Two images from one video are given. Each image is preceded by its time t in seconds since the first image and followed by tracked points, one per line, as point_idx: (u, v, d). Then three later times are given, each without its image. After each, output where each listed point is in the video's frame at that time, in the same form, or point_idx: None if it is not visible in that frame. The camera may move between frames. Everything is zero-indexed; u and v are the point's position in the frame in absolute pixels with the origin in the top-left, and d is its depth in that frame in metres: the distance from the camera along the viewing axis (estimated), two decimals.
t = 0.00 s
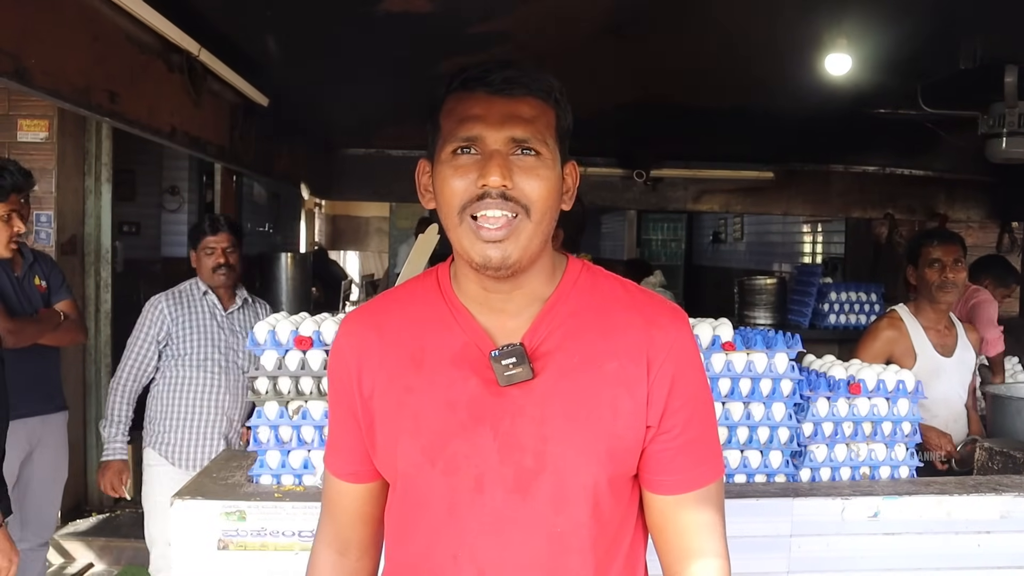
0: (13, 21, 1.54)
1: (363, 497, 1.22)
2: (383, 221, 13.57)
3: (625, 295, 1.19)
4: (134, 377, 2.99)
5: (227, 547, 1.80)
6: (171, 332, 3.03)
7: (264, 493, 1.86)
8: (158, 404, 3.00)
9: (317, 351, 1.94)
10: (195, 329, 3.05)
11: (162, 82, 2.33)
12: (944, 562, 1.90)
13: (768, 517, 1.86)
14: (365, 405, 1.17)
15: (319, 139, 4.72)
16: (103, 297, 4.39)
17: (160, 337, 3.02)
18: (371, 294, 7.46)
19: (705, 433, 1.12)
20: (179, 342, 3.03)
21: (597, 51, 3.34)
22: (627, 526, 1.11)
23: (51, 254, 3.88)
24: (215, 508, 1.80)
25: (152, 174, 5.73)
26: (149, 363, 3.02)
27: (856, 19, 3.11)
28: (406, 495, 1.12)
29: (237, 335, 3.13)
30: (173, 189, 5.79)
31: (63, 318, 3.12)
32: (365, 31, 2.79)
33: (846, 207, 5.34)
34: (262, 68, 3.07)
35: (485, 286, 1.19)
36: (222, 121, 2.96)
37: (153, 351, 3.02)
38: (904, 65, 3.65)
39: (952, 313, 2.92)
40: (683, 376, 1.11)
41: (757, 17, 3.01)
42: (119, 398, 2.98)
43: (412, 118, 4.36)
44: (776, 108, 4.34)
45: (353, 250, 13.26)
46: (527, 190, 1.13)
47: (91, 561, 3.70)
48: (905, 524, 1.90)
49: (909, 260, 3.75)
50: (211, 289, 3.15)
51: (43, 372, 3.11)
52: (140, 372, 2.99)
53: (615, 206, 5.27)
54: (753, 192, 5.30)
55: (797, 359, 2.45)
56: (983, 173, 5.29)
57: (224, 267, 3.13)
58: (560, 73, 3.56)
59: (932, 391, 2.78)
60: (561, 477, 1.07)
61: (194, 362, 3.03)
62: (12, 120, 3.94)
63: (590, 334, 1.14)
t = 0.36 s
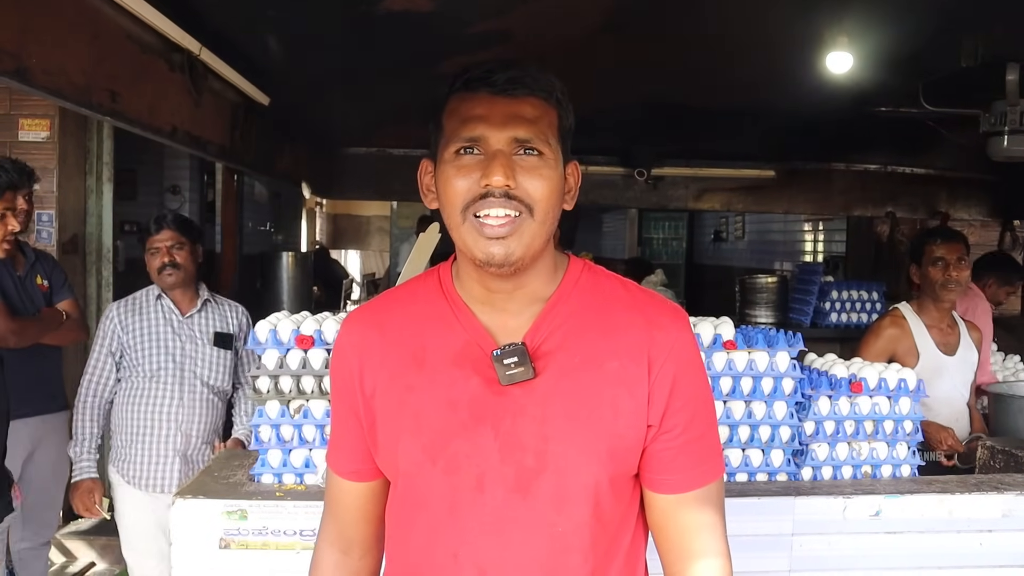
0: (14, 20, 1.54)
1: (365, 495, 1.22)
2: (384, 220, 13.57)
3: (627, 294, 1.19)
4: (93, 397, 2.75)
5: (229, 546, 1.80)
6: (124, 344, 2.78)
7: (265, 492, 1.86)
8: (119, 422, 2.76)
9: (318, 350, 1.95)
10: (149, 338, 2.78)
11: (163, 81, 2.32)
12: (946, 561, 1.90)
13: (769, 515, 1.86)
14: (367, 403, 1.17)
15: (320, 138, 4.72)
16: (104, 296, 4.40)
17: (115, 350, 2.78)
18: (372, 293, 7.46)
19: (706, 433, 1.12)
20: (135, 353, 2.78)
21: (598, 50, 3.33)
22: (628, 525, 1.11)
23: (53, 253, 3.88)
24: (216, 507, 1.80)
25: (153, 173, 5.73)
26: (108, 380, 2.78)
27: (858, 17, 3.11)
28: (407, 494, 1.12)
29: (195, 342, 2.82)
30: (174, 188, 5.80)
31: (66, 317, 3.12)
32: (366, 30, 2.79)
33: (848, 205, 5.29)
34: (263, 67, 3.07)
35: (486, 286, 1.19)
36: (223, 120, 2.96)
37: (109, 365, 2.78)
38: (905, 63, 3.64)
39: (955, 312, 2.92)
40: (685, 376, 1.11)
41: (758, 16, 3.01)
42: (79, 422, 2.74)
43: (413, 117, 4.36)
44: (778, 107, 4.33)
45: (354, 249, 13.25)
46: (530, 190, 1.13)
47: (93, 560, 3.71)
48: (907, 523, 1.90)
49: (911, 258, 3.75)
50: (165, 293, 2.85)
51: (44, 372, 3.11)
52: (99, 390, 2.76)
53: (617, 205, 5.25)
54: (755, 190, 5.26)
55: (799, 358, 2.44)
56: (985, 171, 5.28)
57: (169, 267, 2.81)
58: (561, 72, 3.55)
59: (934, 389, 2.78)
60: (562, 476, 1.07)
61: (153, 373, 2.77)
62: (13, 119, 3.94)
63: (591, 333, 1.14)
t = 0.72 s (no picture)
0: (20, 22, 1.54)
1: (371, 498, 1.22)
2: (386, 221, 13.56)
3: (629, 297, 1.19)
4: (69, 409, 2.63)
5: (233, 548, 1.80)
6: (97, 354, 2.64)
7: (270, 494, 1.86)
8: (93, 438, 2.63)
9: (322, 352, 1.95)
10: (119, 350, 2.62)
11: (168, 83, 2.33)
12: (951, 564, 1.89)
13: (774, 518, 1.85)
14: (373, 406, 1.17)
15: (322, 139, 4.72)
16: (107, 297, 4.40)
17: (90, 361, 2.65)
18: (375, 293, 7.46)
19: (709, 436, 1.11)
20: (108, 365, 2.63)
21: (602, 51, 3.33)
22: (631, 527, 1.11)
23: (55, 254, 3.88)
24: (220, 509, 1.80)
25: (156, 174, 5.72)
26: (84, 391, 2.65)
27: (862, 20, 3.10)
28: (411, 497, 1.12)
29: (166, 354, 2.63)
30: (177, 189, 5.80)
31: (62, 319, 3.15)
32: (370, 32, 2.79)
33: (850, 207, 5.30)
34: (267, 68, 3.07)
35: (487, 289, 1.18)
36: (228, 122, 2.96)
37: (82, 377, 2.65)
38: (909, 65, 3.64)
39: (958, 314, 2.91)
40: (687, 380, 1.11)
41: (763, 18, 3.00)
42: (58, 435, 2.61)
43: (416, 119, 4.36)
44: (781, 109, 4.32)
45: (356, 250, 13.25)
46: (526, 194, 1.13)
47: (95, 561, 3.71)
48: (912, 525, 1.89)
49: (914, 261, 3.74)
50: (139, 298, 2.68)
51: (48, 374, 3.12)
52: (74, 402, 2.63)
53: (620, 207, 5.27)
54: (758, 193, 5.28)
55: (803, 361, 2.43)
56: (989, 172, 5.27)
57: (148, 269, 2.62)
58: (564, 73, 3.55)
59: (938, 392, 2.77)
60: (564, 479, 1.07)
61: (123, 386, 2.61)
62: (17, 120, 3.94)
63: (593, 337, 1.14)
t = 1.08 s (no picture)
0: (27, 22, 1.55)
1: (379, 497, 1.22)
2: (390, 221, 13.56)
3: (637, 298, 1.19)
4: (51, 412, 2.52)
5: (237, 548, 1.81)
6: (82, 356, 2.52)
7: (274, 495, 1.86)
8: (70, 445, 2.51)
9: (327, 352, 1.94)
10: (101, 354, 2.50)
11: (174, 83, 2.34)
12: (956, 566, 1.89)
13: (778, 519, 1.85)
14: (380, 406, 1.17)
15: (327, 139, 4.72)
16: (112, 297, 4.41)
17: (76, 361, 2.53)
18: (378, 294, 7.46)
19: (716, 437, 1.11)
20: (89, 369, 2.51)
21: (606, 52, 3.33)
22: (638, 528, 1.11)
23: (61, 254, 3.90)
24: (224, 510, 1.80)
25: (161, 175, 5.72)
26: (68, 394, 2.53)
27: (867, 20, 3.10)
28: (418, 497, 1.12)
29: (145, 363, 2.49)
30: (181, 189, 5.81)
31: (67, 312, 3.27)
32: (374, 33, 2.79)
33: (855, 208, 5.29)
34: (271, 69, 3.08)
35: (497, 290, 1.19)
36: (232, 122, 2.96)
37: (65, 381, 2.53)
38: (915, 66, 3.63)
39: (964, 315, 2.90)
40: (694, 381, 1.10)
41: (767, 19, 3.00)
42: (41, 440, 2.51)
43: (420, 120, 4.36)
44: (786, 109, 4.32)
45: (360, 251, 13.25)
46: (527, 191, 1.13)
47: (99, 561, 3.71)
48: (917, 527, 1.88)
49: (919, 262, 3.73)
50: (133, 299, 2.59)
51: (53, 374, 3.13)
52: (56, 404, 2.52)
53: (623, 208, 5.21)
54: (763, 194, 5.27)
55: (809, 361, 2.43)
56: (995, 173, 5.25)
57: (138, 268, 2.53)
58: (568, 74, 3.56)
59: (944, 394, 2.76)
60: (571, 480, 1.06)
61: (100, 394, 2.48)
62: (23, 120, 3.95)
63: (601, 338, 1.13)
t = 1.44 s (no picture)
0: (29, 23, 1.55)
1: (379, 497, 1.22)
2: (391, 222, 13.57)
3: (637, 298, 1.19)
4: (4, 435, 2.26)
5: (239, 548, 1.81)
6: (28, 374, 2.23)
7: (276, 494, 1.86)
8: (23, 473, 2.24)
9: (328, 352, 1.95)
10: (46, 375, 2.20)
11: (176, 83, 2.34)
12: (958, 566, 1.88)
13: (779, 519, 1.85)
14: (380, 406, 1.17)
15: (328, 140, 4.73)
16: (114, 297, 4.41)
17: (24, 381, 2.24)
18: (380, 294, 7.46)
19: (716, 436, 1.11)
20: (35, 389, 2.21)
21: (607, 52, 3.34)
22: (639, 527, 1.11)
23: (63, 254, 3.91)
24: (226, 509, 1.80)
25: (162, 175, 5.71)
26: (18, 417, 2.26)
27: (868, 21, 3.10)
28: (419, 497, 1.12)
29: (91, 385, 2.17)
30: (184, 190, 5.82)
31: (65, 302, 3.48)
32: (375, 33, 2.80)
33: (857, 209, 5.27)
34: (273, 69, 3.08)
35: (499, 289, 1.19)
36: (234, 123, 2.97)
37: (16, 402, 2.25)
38: (916, 66, 3.63)
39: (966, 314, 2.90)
40: (696, 380, 1.11)
41: (769, 19, 3.00)
42: None
43: (421, 120, 4.36)
44: (787, 109, 4.31)
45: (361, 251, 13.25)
46: (537, 198, 1.13)
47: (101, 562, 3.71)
48: (919, 527, 1.88)
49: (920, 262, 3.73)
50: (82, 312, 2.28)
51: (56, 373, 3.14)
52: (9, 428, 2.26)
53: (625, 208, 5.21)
54: (763, 194, 5.26)
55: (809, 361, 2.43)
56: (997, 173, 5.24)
57: (72, 279, 2.20)
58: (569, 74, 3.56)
59: (945, 393, 2.76)
60: (572, 478, 1.07)
61: (46, 416, 2.18)
62: (25, 121, 3.96)
63: (602, 338, 1.13)
